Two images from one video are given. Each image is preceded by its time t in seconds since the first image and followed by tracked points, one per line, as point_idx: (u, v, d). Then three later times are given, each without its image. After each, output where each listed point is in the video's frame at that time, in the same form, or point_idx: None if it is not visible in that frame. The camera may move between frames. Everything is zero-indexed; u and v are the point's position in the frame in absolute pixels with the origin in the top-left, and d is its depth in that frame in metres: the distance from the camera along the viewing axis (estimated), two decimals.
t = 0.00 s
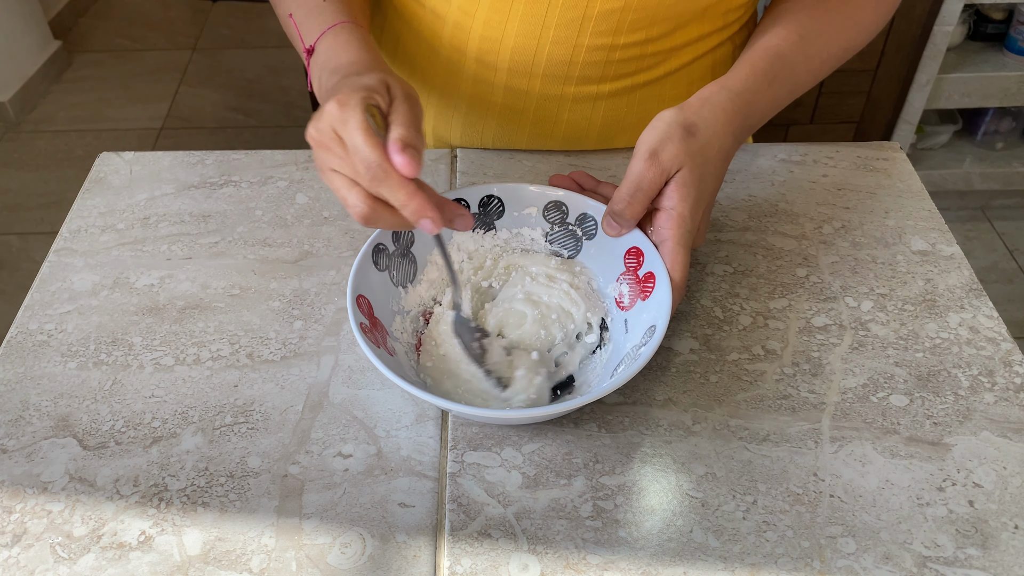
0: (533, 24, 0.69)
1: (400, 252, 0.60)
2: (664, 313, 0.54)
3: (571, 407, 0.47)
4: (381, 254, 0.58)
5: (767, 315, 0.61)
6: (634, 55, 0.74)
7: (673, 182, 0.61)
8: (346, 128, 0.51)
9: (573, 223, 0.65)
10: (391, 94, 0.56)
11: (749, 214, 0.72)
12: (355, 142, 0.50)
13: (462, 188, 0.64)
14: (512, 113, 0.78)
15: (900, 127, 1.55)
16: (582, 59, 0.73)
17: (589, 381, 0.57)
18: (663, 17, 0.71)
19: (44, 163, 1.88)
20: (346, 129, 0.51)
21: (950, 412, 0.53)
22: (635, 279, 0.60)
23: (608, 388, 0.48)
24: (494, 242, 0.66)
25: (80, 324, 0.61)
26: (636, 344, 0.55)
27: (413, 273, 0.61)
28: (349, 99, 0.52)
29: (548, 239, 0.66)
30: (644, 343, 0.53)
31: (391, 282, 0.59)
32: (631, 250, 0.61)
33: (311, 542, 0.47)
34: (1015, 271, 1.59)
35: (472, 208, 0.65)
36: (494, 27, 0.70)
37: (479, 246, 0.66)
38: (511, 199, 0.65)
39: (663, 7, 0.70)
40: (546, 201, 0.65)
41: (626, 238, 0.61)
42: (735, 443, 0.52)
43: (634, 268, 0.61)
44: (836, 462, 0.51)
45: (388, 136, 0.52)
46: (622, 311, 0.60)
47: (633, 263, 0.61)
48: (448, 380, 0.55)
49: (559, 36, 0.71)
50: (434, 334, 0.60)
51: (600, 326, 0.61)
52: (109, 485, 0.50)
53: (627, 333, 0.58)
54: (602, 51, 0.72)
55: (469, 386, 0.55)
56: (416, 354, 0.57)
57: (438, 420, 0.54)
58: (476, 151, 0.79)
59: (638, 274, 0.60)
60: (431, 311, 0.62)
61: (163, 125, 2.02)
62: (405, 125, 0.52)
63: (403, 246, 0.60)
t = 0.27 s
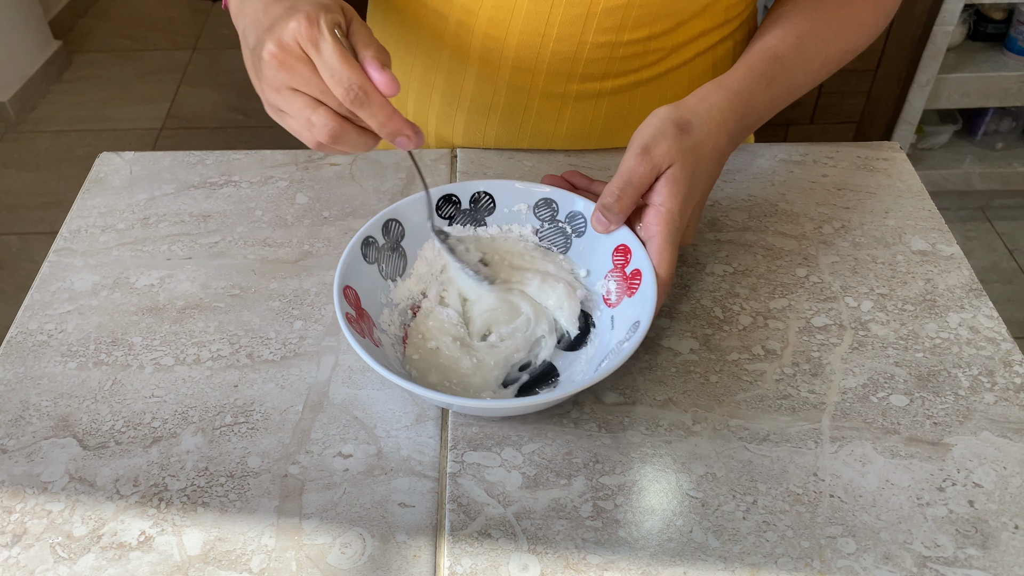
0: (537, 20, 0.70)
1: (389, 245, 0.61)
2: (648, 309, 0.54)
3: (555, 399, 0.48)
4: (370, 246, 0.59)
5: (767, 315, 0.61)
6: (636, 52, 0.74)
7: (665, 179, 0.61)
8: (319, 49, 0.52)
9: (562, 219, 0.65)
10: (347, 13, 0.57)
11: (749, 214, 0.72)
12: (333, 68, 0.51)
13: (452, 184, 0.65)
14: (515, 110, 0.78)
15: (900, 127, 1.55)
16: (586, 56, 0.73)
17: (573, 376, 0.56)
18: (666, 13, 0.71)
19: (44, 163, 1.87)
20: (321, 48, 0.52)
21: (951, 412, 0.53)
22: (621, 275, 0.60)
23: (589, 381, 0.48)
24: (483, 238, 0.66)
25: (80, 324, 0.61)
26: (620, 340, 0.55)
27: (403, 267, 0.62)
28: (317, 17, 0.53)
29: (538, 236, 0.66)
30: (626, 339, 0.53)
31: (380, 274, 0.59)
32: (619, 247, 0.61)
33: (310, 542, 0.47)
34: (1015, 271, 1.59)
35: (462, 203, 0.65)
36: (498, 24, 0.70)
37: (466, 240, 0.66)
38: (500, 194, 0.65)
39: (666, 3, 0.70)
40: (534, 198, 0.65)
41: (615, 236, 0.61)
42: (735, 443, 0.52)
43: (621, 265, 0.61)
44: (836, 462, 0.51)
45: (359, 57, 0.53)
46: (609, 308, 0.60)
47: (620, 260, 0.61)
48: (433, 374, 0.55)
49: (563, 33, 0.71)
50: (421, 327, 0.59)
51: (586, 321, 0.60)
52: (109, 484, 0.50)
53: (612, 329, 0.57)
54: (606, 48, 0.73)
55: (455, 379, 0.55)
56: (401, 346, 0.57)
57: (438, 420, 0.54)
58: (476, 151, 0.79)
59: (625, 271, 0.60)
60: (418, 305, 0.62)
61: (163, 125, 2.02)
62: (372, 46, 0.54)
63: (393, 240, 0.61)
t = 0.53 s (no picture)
0: (526, 21, 0.70)
1: (393, 249, 0.61)
2: (649, 322, 0.53)
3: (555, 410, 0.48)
4: (373, 250, 0.59)
5: (767, 315, 0.61)
6: (627, 52, 0.74)
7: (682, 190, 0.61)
8: (352, 68, 0.53)
9: (568, 226, 0.65)
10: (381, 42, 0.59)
11: (749, 214, 0.72)
12: (364, 84, 0.52)
13: (457, 187, 0.64)
14: (509, 108, 0.78)
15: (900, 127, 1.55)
16: (577, 56, 0.73)
17: (573, 387, 0.56)
18: (655, 15, 0.71)
19: (44, 163, 1.87)
20: (353, 65, 0.53)
21: (951, 412, 0.53)
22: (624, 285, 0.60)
23: (586, 395, 0.48)
24: (487, 241, 0.66)
25: (80, 324, 0.61)
26: (622, 351, 0.55)
27: (406, 270, 0.62)
28: (351, 37, 0.55)
29: (543, 239, 0.66)
30: (627, 352, 0.53)
31: (382, 278, 0.60)
32: (625, 257, 0.61)
33: (310, 542, 0.47)
34: (1015, 271, 1.59)
35: (467, 207, 0.65)
36: (488, 23, 0.71)
37: (470, 244, 0.65)
38: (506, 199, 0.65)
39: (655, 4, 0.70)
40: (541, 203, 0.65)
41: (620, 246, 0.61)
42: (735, 443, 0.52)
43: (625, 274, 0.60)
44: (836, 462, 0.51)
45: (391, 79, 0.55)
46: (613, 318, 0.60)
47: (625, 270, 0.60)
48: (432, 380, 0.55)
49: (553, 34, 0.71)
50: (421, 331, 0.59)
51: (588, 330, 0.61)
52: (109, 484, 0.50)
53: (615, 340, 0.57)
54: (597, 49, 0.72)
55: (452, 384, 0.55)
56: (401, 352, 0.57)
57: (438, 420, 0.54)
58: (476, 151, 0.79)
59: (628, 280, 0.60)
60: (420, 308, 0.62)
61: (163, 125, 2.02)
62: (405, 71, 0.55)
63: (396, 244, 0.61)
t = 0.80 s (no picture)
0: (526, 27, 0.70)
1: (403, 241, 0.62)
2: (649, 323, 0.53)
3: (552, 408, 0.48)
4: (382, 241, 0.60)
5: (767, 315, 0.61)
6: (627, 62, 0.74)
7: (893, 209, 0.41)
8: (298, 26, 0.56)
9: (579, 227, 0.65)
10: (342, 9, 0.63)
11: (749, 214, 0.72)
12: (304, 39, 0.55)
13: (470, 183, 0.65)
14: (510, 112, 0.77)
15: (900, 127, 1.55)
16: (577, 62, 0.73)
17: (571, 389, 0.55)
18: (656, 26, 0.71)
19: (44, 163, 1.87)
20: (298, 23, 0.57)
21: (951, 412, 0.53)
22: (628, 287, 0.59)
23: (583, 394, 0.48)
24: (497, 239, 0.66)
25: (80, 324, 0.61)
26: (622, 354, 0.54)
27: (415, 262, 0.62)
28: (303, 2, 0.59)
29: (553, 239, 0.66)
30: (627, 354, 0.52)
31: (390, 269, 0.60)
32: (631, 260, 0.60)
33: (311, 542, 0.47)
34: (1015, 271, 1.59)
35: (479, 203, 0.66)
36: (489, 27, 0.71)
37: (481, 239, 0.66)
38: (518, 197, 0.65)
39: (658, 16, 0.70)
40: (552, 202, 0.65)
41: (627, 250, 0.60)
42: (735, 444, 0.52)
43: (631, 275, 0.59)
44: (836, 463, 0.51)
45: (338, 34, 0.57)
46: (616, 321, 0.59)
47: (631, 271, 0.59)
48: (433, 372, 0.55)
49: (553, 40, 0.71)
50: (426, 322, 0.59)
51: (591, 331, 0.60)
52: (109, 484, 0.50)
53: (616, 343, 0.56)
54: (597, 57, 0.72)
55: (452, 377, 0.55)
56: (405, 342, 0.58)
57: (438, 420, 0.54)
58: (477, 151, 0.79)
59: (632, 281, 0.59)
60: (427, 301, 0.62)
61: (163, 125, 2.02)
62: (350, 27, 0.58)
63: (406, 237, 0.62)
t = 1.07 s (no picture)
0: (524, 40, 0.70)
1: (402, 241, 0.62)
2: (649, 322, 0.53)
3: (552, 408, 0.48)
4: (382, 241, 0.60)
5: (767, 315, 0.61)
6: (626, 77, 0.73)
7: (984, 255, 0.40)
8: (342, 42, 0.55)
9: (579, 227, 0.65)
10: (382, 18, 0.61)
11: (749, 214, 0.72)
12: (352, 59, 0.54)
13: (470, 183, 0.65)
14: (507, 121, 0.77)
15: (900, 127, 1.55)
16: (575, 77, 0.73)
17: (571, 390, 0.55)
18: (655, 48, 0.71)
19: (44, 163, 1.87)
20: (343, 39, 0.55)
21: (950, 412, 0.53)
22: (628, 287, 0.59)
23: (583, 395, 0.47)
24: (497, 238, 0.66)
25: (80, 324, 0.61)
26: (622, 354, 0.54)
27: (415, 263, 0.63)
28: (344, 13, 0.57)
29: (553, 239, 0.66)
30: (627, 354, 0.52)
31: (389, 268, 0.60)
32: (631, 260, 0.60)
33: (311, 542, 0.47)
34: (1015, 271, 1.59)
35: (479, 203, 0.65)
36: (488, 35, 0.71)
37: (481, 239, 0.66)
38: (518, 197, 0.65)
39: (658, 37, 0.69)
40: (552, 202, 0.65)
41: (627, 250, 0.60)
42: (735, 443, 0.52)
43: (631, 275, 0.59)
44: (836, 463, 0.51)
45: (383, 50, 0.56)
46: (616, 321, 0.59)
47: (631, 271, 0.59)
48: (432, 372, 0.55)
49: (550, 53, 0.71)
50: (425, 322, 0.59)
51: (590, 331, 0.59)
52: (109, 485, 0.50)
53: (616, 342, 0.56)
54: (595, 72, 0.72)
55: (452, 377, 0.55)
56: (404, 342, 0.58)
57: (438, 420, 0.54)
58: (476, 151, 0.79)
59: (632, 281, 0.59)
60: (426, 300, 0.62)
61: (163, 125, 2.02)
62: (395, 43, 0.56)
63: (406, 237, 0.62)
